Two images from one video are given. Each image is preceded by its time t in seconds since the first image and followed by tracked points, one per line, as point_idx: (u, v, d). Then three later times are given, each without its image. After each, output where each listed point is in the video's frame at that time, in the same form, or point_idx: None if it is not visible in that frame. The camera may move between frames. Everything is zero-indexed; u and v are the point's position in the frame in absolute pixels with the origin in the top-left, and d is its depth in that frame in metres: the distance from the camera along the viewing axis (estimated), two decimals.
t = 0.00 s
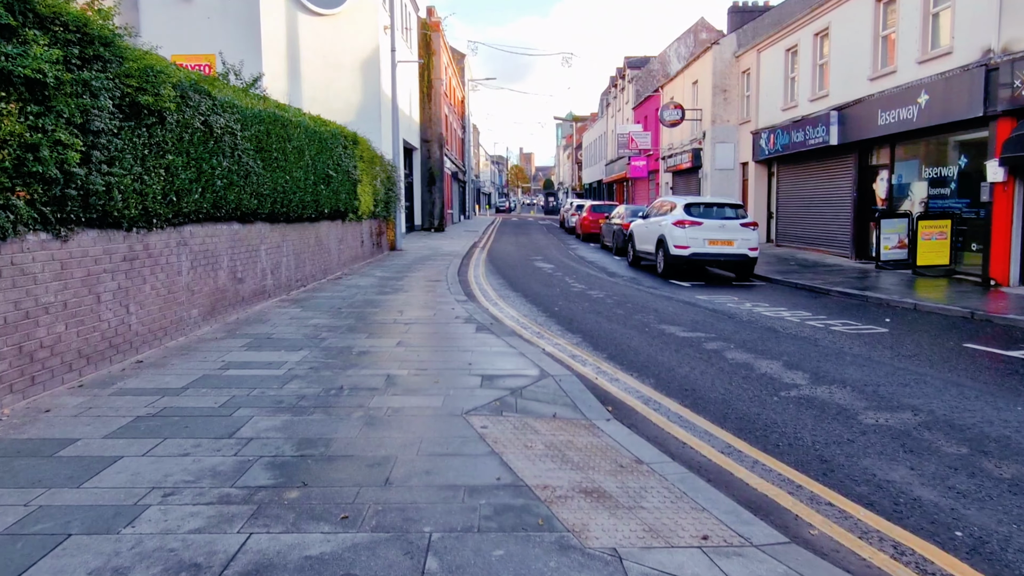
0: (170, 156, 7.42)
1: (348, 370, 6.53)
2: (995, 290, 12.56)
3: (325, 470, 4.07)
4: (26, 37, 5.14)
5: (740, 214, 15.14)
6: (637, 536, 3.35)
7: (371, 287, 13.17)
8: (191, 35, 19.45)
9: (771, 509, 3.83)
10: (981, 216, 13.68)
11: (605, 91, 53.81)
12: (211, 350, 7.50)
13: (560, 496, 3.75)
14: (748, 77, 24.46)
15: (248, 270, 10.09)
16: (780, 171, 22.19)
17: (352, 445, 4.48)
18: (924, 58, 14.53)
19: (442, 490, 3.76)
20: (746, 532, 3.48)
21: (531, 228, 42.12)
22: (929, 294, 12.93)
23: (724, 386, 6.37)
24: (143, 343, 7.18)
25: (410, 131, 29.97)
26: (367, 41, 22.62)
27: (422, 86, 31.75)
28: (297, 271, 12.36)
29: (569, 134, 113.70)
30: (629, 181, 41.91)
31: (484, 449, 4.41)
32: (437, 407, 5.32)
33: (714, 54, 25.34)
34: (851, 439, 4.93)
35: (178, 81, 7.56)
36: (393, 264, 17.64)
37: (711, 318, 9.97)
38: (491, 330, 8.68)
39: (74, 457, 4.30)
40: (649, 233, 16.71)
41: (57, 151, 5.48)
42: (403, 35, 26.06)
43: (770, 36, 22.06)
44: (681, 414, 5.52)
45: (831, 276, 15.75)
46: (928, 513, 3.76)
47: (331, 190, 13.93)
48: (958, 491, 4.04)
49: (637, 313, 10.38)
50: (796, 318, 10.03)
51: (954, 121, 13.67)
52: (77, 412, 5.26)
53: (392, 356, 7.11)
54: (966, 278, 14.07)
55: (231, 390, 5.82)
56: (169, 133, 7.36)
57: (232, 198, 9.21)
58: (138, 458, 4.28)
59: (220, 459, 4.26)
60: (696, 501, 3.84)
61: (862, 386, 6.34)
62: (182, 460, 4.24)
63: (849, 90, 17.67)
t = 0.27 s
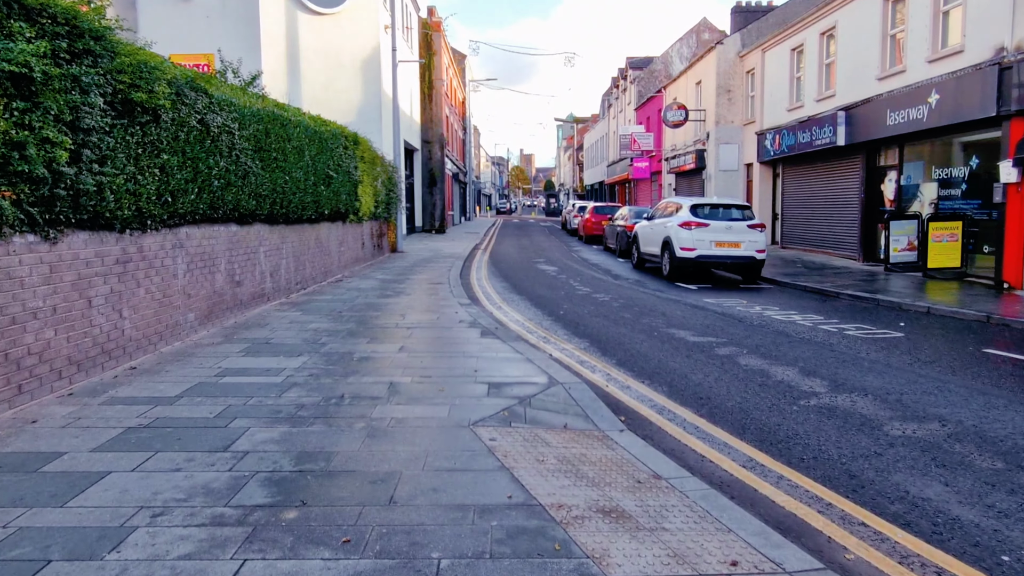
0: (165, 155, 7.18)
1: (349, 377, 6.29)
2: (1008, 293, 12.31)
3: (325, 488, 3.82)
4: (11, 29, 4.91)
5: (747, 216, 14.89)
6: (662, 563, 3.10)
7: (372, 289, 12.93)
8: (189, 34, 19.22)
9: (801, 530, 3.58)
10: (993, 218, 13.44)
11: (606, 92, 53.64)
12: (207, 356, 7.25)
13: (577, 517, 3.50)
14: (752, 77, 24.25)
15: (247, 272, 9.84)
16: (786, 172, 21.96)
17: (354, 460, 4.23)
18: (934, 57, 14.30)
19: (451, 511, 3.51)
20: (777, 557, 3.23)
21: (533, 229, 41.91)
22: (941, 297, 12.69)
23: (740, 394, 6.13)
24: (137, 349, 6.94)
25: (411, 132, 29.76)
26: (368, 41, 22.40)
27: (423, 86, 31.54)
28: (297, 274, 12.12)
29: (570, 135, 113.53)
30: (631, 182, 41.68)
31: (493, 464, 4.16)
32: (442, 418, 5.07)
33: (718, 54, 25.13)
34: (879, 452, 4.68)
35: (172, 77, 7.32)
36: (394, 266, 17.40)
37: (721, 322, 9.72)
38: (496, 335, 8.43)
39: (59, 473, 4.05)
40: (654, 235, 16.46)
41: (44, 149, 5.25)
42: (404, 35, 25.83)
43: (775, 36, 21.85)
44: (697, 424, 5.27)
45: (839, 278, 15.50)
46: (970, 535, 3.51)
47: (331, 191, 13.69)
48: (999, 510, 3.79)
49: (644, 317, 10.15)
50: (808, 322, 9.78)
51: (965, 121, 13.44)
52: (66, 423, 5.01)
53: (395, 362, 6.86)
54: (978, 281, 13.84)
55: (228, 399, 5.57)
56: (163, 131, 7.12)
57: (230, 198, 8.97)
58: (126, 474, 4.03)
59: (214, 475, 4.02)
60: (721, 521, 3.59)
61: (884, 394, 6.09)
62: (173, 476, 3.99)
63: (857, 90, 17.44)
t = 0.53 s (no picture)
0: (159, 156, 6.95)
1: (350, 386, 6.05)
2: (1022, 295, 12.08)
3: (324, 510, 3.59)
4: None
5: (754, 216, 14.64)
6: None
7: (373, 292, 12.70)
8: (188, 33, 19.00)
9: (834, 557, 3.34)
10: (1006, 219, 13.21)
11: (608, 92, 53.40)
12: (204, 363, 7.03)
13: (595, 545, 3.26)
14: (757, 76, 24.02)
15: (245, 275, 9.62)
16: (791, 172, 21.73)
17: (355, 478, 4.00)
18: (945, 55, 14.06)
19: (459, 537, 3.27)
20: None
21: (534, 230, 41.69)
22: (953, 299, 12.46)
23: (756, 403, 5.89)
24: (130, 356, 6.71)
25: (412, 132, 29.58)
26: (369, 40, 22.18)
27: (424, 86, 31.34)
28: (297, 277, 11.90)
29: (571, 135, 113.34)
30: (634, 182, 41.44)
31: (503, 483, 3.92)
32: (448, 431, 4.83)
33: (722, 53, 24.90)
34: (908, 468, 4.44)
35: (167, 75, 7.09)
36: (396, 268, 17.17)
37: (731, 326, 9.48)
38: (501, 340, 8.20)
39: (42, 493, 3.81)
40: (659, 236, 16.22)
41: (31, 150, 5.01)
42: (405, 34, 25.60)
43: (780, 34, 21.62)
44: (715, 437, 5.03)
45: (847, 280, 15.26)
46: (1015, 563, 3.28)
47: (332, 191, 13.47)
48: None
49: (652, 321, 9.91)
50: (820, 326, 9.54)
51: (978, 120, 13.20)
52: (53, 436, 4.77)
53: (398, 370, 6.63)
54: (989, 283, 13.61)
55: (223, 410, 5.33)
56: (158, 131, 6.89)
57: (228, 200, 8.73)
58: (113, 494, 3.80)
59: (206, 495, 3.78)
60: (748, 546, 3.36)
61: (906, 403, 5.86)
62: (163, 497, 3.75)
63: (864, 88, 17.21)
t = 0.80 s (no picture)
0: (152, 152, 6.69)
1: (349, 392, 5.79)
2: None
3: (322, 532, 3.33)
4: None
5: (760, 215, 14.38)
6: None
7: (374, 292, 12.45)
8: (185, 29, 18.74)
9: None
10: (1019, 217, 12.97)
11: (609, 90, 53.13)
12: (198, 366, 6.78)
13: (617, 571, 3.01)
14: (761, 73, 23.74)
15: (241, 276, 9.36)
16: (797, 170, 21.46)
17: (355, 495, 3.74)
18: (956, 51, 13.79)
19: (469, 564, 3.02)
20: None
21: (535, 228, 41.48)
22: (965, 299, 12.20)
23: (774, 409, 5.63)
24: (121, 360, 6.45)
25: (412, 130, 29.40)
26: (369, 36, 21.92)
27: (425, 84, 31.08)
28: (295, 277, 11.65)
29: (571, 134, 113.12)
30: (636, 180, 41.19)
31: (514, 500, 3.67)
32: (453, 442, 4.58)
33: (725, 49, 24.63)
34: (942, 482, 4.18)
35: (160, 68, 6.83)
36: (396, 267, 16.92)
37: (741, 327, 9.22)
38: (506, 342, 7.94)
39: (19, 512, 3.56)
40: (664, 235, 15.96)
41: (14, 145, 4.75)
42: (405, 30, 25.32)
43: (785, 30, 21.36)
44: (735, 447, 4.77)
45: (856, 279, 15.00)
46: None
47: (331, 190, 13.20)
48: None
49: (660, 322, 9.66)
50: (833, 327, 9.29)
51: (990, 117, 12.94)
52: (35, 447, 4.51)
53: (399, 374, 6.38)
54: (1002, 282, 13.37)
55: (216, 419, 5.07)
56: (150, 126, 6.63)
57: (224, 198, 8.47)
58: (95, 513, 3.54)
59: (195, 515, 3.52)
60: (780, 572, 3.10)
61: (931, 410, 5.60)
62: (148, 517, 3.50)
63: (872, 85, 16.96)
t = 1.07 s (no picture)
0: (143, 147, 6.44)
1: (348, 397, 5.54)
2: None
3: (318, 551, 3.08)
4: None
5: (767, 214, 14.12)
6: None
7: (374, 292, 12.20)
8: (183, 26, 18.47)
9: None
10: None
11: (610, 89, 52.90)
12: (191, 370, 6.52)
13: None
14: (765, 71, 23.51)
15: (238, 276, 9.12)
16: (802, 169, 21.22)
17: (353, 510, 3.49)
18: (967, 47, 13.56)
19: None
20: None
21: (536, 228, 41.23)
22: (978, 299, 11.95)
23: (793, 415, 5.38)
24: (111, 364, 6.21)
25: (413, 129, 29.16)
26: (369, 34, 21.69)
27: (425, 83, 30.84)
28: (294, 277, 11.41)
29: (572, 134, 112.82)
30: (637, 180, 40.94)
31: (524, 516, 3.42)
32: (458, 451, 4.33)
33: (729, 47, 24.38)
34: (978, 494, 3.93)
35: (151, 60, 6.58)
36: (397, 267, 16.68)
37: (752, 329, 8.97)
38: (510, 345, 7.69)
39: None
40: (669, 234, 15.71)
41: None
42: (406, 28, 25.07)
43: (790, 27, 21.12)
44: (755, 457, 4.52)
45: (864, 280, 14.75)
46: None
47: (330, 188, 12.96)
48: None
49: (667, 324, 9.41)
50: (846, 328, 9.04)
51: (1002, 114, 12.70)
52: (16, 456, 4.26)
53: (400, 378, 6.13)
54: (1014, 282, 13.13)
55: (208, 426, 4.82)
56: (142, 120, 6.39)
57: (220, 196, 8.23)
58: (74, 531, 3.29)
59: (181, 532, 3.27)
60: None
61: (957, 416, 5.34)
62: (131, 535, 3.24)
63: (879, 82, 16.72)
